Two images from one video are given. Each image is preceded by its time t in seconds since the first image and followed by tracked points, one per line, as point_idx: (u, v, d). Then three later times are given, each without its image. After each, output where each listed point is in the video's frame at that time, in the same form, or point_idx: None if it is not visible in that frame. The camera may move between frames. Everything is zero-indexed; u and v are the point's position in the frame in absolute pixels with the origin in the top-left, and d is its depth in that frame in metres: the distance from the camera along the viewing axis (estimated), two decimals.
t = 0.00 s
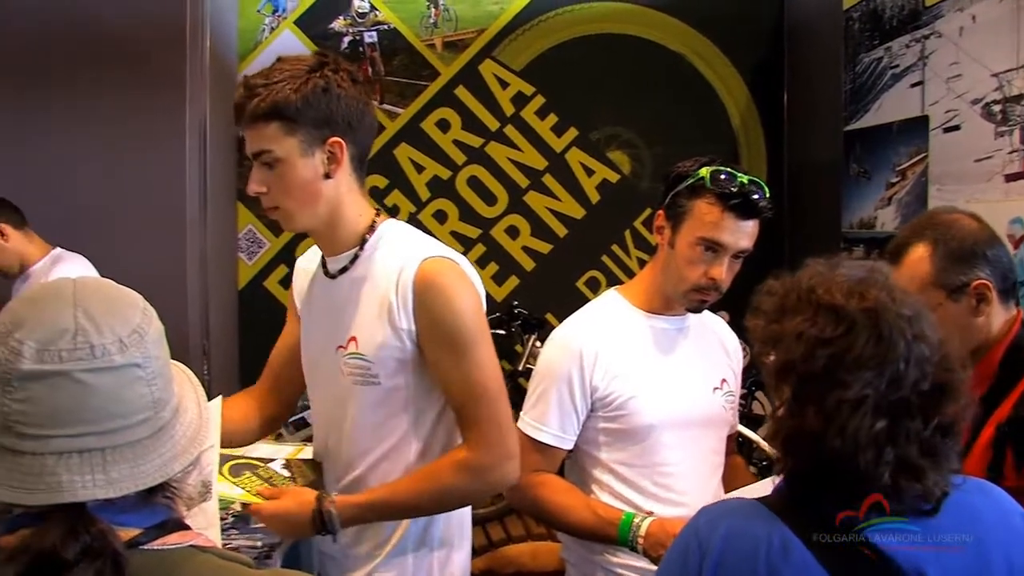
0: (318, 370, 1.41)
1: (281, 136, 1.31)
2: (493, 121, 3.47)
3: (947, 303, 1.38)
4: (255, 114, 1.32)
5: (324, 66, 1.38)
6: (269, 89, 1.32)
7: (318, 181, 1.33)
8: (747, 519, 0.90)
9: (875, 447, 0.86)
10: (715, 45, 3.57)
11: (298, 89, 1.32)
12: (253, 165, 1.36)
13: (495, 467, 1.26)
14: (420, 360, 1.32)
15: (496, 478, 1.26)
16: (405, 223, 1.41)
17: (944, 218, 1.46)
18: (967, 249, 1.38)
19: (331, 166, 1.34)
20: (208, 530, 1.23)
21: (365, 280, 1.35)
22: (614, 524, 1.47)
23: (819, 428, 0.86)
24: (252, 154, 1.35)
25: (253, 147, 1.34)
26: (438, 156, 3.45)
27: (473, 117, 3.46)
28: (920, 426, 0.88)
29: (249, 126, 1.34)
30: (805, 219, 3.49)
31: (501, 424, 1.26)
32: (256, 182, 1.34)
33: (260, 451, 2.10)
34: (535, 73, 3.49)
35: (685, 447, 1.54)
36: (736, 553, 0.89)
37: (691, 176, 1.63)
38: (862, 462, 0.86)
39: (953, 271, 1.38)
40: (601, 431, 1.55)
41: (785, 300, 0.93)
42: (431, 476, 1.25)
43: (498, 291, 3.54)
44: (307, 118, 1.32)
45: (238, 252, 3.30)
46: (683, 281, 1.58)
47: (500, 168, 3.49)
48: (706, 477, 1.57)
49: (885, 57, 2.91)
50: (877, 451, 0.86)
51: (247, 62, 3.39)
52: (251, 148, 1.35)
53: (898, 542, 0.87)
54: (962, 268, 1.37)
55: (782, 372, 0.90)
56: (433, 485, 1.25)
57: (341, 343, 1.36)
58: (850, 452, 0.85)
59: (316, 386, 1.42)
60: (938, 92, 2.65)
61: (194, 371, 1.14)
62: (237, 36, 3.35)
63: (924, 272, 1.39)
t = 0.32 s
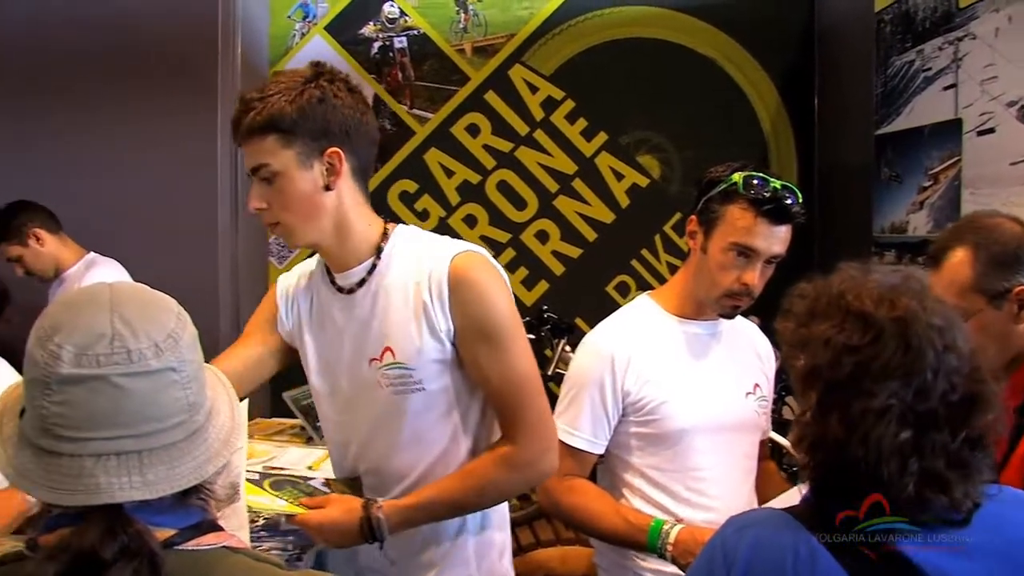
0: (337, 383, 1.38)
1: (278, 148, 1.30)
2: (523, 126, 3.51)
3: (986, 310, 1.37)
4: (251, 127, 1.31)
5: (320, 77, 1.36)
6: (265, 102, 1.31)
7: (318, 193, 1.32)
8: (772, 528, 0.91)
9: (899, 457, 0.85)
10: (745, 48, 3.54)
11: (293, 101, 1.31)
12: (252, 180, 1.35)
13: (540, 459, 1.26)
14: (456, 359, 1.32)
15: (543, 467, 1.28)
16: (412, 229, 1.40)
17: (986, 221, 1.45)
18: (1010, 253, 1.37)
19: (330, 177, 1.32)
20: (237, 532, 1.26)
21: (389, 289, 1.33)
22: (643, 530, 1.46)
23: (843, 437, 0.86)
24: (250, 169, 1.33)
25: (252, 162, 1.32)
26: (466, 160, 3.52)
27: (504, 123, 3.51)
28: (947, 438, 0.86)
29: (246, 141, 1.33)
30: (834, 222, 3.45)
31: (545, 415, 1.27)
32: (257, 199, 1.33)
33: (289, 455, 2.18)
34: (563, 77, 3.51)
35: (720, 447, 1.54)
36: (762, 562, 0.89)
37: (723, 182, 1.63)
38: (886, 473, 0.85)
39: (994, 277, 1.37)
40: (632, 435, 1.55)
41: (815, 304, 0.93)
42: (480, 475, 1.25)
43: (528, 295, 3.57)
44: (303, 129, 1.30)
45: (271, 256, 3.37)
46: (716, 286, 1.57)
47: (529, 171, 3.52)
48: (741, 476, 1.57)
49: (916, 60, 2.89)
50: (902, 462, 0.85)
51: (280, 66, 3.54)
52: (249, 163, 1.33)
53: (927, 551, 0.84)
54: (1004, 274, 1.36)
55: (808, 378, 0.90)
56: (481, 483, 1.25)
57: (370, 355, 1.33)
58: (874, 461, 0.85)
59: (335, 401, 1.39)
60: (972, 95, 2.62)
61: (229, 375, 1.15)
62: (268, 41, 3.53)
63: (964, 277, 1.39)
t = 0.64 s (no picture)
0: (359, 399, 1.38)
1: (276, 168, 1.29)
2: (553, 131, 3.51)
3: None
4: (248, 148, 1.30)
5: (312, 92, 1.35)
6: (260, 123, 1.30)
7: (321, 209, 1.31)
8: (805, 539, 0.91)
9: (937, 465, 0.84)
10: (776, 52, 3.53)
11: (286, 119, 1.29)
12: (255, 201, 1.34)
13: (574, 456, 1.27)
14: (482, 360, 1.33)
15: (579, 463, 1.28)
16: (424, 236, 1.40)
17: None
18: None
19: (332, 191, 1.31)
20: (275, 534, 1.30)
21: (408, 297, 1.34)
22: (676, 536, 1.46)
23: (879, 444, 0.86)
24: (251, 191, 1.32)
25: (253, 184, 1.31)
26: (497, 165, 3.53)
27: (534, 127, 3.52)
28: (987, 447, 0.85)
29: (244, 163, 1.32)
30: (866, 229, 3.43)
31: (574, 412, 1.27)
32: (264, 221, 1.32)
33: (322, 458, 2.22)
34: (594, 80, 3.51)
35: (752, 450, 1.54)
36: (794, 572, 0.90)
37: (758, 188, 1.62)
38: (923, 482, 0.84)
39: None
40: (665, 440, 1.55)
41: (854, 309, 0.92)
42: (516, 477, 1.26)
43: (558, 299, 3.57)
44: (300, 146, 1.29)
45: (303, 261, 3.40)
46: (749, 292, 1.57)
47: (560, 176, 3.52)
48: (773, 478, 1.56)
49: (950, 63, 2.85)
50: (940, 470, 0.84)
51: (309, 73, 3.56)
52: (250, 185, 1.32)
53: (966, 563, 0.83)
54: None
55: (845, 383, 0.90)
56: (516, 485, 1.26)
57: (392, 367, 1.33)
58: (911, 469, 0.85)
59: (358, 418, 1.39)
60: (1010, 97, 2.57)
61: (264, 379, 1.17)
62: (299, 49, 3.55)
63: (1005, 282, 1.38)
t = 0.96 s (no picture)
0: (392, 399, 1.39)
1: (311, 169, 1.30)
2: (589, 132, 3.52)
3: None
4: (284, 149, 1.31)
5: (346, 92, 1.35)
6: (295, 124, 1.31)
7: (355, 209, 1.32)
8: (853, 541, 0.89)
9: (990, 469, 0.81)
10: (814, 50, 3.48)
11: (320, 119, 1.30)
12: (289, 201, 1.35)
13: (604, 462, 1.26)
14: (514, 363, 1.34)
15: (610, 468, 1.28)
16: (459, 237, 1.41)
17: None
18: None
19: (366, 191, 1.32)
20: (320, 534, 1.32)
21: (440, 298, 1.34)
22: (713, 540, 1.45)
23: (929, 445, 0.82)
24: (286, 192, 1.33)
25: (288, 185, 1.33)
26: (533, 166, 3.55)
27: (570, 127, 3.53)
28: None
29: (279, 163, 1.33)
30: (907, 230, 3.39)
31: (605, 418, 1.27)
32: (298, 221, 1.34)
33: (362, 458, 2.24)
34: (629, 81, 3.50)
35: (787, 454, 1.53)
36: None
37: (798, 188, 1.62)
38: (975, 487, 0.81)
39: None
40: (704, 441, 1.55)
41: (903, 309, 0.89)
42: (546, 482, 1.26)
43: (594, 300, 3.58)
44: (334, 146, 1.29)
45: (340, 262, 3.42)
46: (790, 292, 1.57)
47: (597, 178, 3.53)
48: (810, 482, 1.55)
49: (994, 60, 2.77)
50: (993, 475, 0.81)
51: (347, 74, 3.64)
52: (285, 186, 1.33)
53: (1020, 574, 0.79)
54: None
55: (894, 384, 0.86)
56: (546, 490, 1.26)
57: (423, 368, 1.34)
58: (962, 473, 0.81)
59: (390, 418, 1.40)
60: None
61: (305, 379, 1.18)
62: (335, 49, 3.63)
63: None
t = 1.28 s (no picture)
0: (423, 399, 1.39)
1: (341, 170, 1.30)
2: (619, 132, 3.51)
3: None
4: (313, 150, 1.31)
5: (376, 93, 1.35)
6: (325, 125, 1.31)
7: (384, 211, 1.32)
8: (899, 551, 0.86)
9: None
10: (845, 47, 3.45)
11: (350, 120, 1.30)
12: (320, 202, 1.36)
13: (636, 465, 1.26)
14: (545, 365, 1.33)
15: (642, 472, 1.27)
16: (490, 237, 1.41)
17: None
18: None
19: (396, 193, 1.32)
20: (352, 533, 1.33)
21: (472, 298, 1.34)
22: (747, 543, 1.44)
23: (973, 468, 0.80)
24: (317, 193, 1.34)
25: (318, 186, 1.33)
26: (563, 166, 3.54)
27: (601, 127, 3.52)
28: None
29: (309, 165, 1.34)
30: (943, 230, 3.34)
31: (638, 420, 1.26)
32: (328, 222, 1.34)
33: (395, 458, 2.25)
34: (659, 80, 3.49)
35: (821, 457, 1.52)
36: None
37: (834, 189, 1.60)
38: None
39: None
40: (736, 444, 1.54)
41: (931, 324, 0.85)
42: (579, 485, 1.26)
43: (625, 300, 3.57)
44: (363, 148, 1.30)
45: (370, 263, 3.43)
46: (825, 294, 1.56)
47: (628, 178, 3.52)
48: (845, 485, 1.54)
49: None
50: None
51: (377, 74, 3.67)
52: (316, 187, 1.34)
53: None
54: None
55: (931, 407, 0.83)
56: (580, 493, 1.26)
57: (455, 370, 1.34)
58: (1012, 493, 0.78)
59: (421, 418, 1.40)
60: None
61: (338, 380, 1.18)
62: (366, 50, 3.66)
63: None
